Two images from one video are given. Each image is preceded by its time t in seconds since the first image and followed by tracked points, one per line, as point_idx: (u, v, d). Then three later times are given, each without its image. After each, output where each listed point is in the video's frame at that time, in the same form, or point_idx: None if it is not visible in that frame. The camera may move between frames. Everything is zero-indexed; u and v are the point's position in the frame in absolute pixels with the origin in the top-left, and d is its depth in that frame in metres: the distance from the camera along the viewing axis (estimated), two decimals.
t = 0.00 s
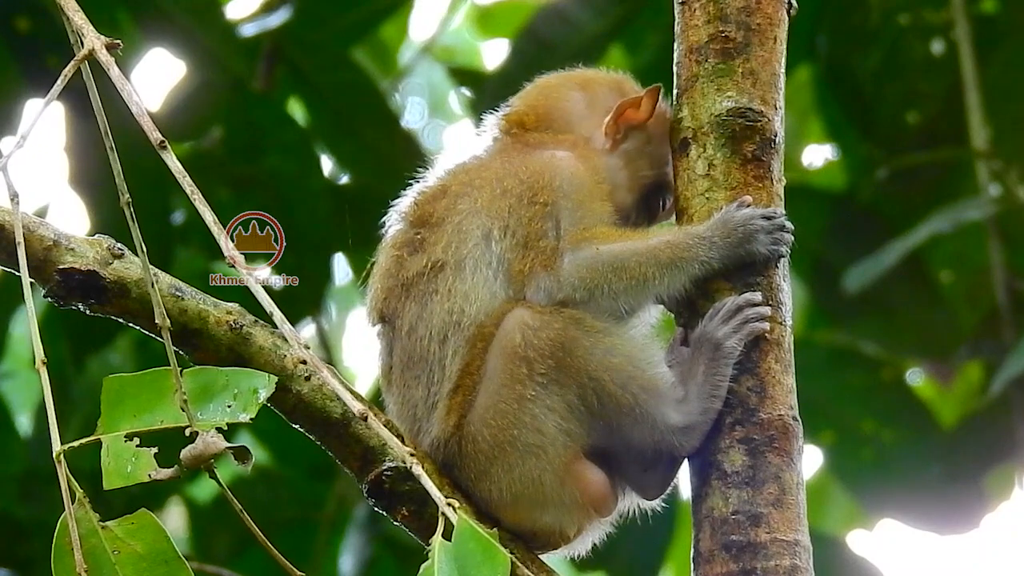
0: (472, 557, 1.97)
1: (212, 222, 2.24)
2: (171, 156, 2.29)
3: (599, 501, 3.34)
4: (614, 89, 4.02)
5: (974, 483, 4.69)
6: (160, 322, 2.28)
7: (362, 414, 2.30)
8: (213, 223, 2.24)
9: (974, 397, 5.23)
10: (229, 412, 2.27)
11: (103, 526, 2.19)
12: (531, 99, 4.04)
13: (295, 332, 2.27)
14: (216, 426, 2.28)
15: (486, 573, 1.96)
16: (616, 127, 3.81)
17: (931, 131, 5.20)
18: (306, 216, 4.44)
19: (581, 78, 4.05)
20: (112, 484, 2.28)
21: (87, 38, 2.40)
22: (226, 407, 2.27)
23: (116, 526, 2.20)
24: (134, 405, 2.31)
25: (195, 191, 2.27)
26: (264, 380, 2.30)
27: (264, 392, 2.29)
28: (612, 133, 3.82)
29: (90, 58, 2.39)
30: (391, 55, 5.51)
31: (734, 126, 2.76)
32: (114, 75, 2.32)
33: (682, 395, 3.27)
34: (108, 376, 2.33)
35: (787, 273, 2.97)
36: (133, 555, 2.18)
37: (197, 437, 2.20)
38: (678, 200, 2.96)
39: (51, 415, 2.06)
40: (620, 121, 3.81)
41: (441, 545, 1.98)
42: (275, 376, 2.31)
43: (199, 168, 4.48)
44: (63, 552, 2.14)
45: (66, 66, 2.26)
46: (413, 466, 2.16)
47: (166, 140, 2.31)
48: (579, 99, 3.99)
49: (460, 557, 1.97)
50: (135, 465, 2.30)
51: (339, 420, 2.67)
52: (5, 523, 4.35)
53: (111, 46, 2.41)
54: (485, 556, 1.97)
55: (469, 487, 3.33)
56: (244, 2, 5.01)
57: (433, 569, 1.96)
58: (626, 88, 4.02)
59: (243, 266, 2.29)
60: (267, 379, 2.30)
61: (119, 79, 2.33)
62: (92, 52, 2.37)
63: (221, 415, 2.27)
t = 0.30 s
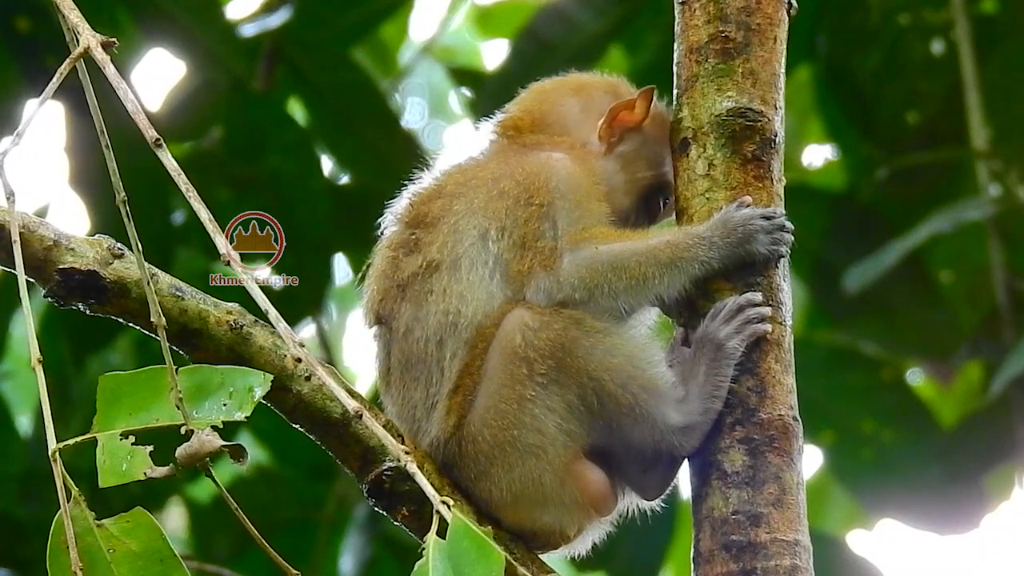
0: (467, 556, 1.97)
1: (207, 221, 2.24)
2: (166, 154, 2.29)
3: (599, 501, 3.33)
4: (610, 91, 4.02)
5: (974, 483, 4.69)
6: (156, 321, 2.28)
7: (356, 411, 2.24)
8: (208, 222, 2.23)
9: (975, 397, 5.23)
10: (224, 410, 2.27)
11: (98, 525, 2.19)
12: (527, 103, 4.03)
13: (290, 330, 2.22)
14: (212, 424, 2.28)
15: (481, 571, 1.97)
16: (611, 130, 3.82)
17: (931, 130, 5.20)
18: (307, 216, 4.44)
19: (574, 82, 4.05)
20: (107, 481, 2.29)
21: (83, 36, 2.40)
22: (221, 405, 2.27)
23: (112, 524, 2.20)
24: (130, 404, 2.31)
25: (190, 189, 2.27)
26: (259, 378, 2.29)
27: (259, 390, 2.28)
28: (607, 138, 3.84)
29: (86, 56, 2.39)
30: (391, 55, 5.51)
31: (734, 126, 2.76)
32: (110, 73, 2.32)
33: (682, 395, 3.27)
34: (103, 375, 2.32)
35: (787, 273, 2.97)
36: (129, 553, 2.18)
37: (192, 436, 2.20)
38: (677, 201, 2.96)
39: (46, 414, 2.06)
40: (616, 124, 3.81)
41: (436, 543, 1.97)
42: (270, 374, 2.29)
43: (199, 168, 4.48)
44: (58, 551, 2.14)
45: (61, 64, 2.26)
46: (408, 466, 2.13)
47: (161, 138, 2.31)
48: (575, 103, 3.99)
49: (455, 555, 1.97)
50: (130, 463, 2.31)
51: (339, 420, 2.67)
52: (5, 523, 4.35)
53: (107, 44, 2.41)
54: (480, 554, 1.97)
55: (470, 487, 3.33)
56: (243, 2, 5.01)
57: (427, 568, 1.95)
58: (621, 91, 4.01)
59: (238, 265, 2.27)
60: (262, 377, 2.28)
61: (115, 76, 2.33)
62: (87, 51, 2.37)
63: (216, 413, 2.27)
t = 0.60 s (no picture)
0: (463, 553, 1.97)
1: (205, 219, 2.23)
2: (164, 153, 2.29)
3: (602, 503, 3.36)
4: (604, 102, 4.04)
5: (974, 483, 4.68)
6: (154, 319, 2.28)
7: (354, 409, 2.24)
8: (206, 220, 2.23)
9: (975, 397, 5.23)
10: (221, 409, 2.27)
11: (95, 523, 2.19)
12: (525, 111, 4.04)
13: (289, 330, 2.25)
14: (209, 423, 2.28)
15: (478, 569, 1.97)
16: (608, 141, 3.83)
17: (931, 130, 5.20)
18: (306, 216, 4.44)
19: (574, 91, 4.08)
20: (104, 479, 2.26)
21: (80, 34, 2.39)
22: (218, 404, 2.28)
23: (109, 523, 2.20)
24: (127, 401, 2.31)
25: (188, 187, 2.27)
26: (256, 377, 2.30)
27: (256, 388, 2.29)
28: (604, 148, 3.85)
29: (83, 55, 2.38)
30: (391, 55, 5.51)
31: (734, 126, 2.76)
32: (107, 70, 2.32)
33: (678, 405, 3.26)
34: (101, 374, 2.33)
35: (787, 273, 2.93)
36: (126, 551, 2.18)
37: (190, 433, 2.19)
38: (678, 200, 2.98)
39: (44, 412, 2.06)
40: (613, 134, 3.82)
41: (433, 541, 1.97)
42: (268, 373, 2.31)
43: (199, 168, 4.48)
44: (56, 549, 2.14)
45: (59, 62, 2.25)
46: (406, 463, 2.13)
47: (158, 136, 2.30)
48: (571, 113, 3.99)
49: (451, 552, 1.97)
50: (128, 461, 2.29)
51: (339, 420, 2.67)
52: (5, 523, 4.36)
53: (105, 41, 2.41)
54: (477, 552, 1.97)
55: (470, 487, 3.33)
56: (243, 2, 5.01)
57: (425, 566, 1.95)
58: (617, 101, 4.06)
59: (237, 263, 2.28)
60: (259, 376, 2.30)
61: (111, 74, 2.32)
62: (85, 49, 2.36)
63: (214, 411, 2.27)
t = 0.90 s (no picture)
0: (463, 553, 1.97)
1: (205, 219, 2.23)
2: (164, 152, 2.29)
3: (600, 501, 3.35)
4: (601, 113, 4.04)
5: (974, 483, 4.68)
6: (154, 319, 2.28)
7: (354, 409, 2.24)
8: (206, 220, 2.23)
9: (975, 397, 5.23)
10: (221, 408, 2.27)
11: (96, 523, 2.19)
12: (523, 124, 4.00)
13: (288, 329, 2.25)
14: (209, 422, 2.28)
15: (477, 569, 1.96)
16: (610, 149, 3.87)
17: (930, 131, 5.21)
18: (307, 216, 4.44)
19: (569, 108, 4.05)
20: (105, 479, 2.27)
21: (80, 34, 2.39)
22: (218, 403, 2.28)
23: (109, 522, 2.20)
24: (127, 401, 2.31)
25: (188, 186, 2.27)
26: (256, 376, 2.30)
27: (256, 388, 2.29)
28: (609, 159, 3.87)
29: (83, 54, 2.38)
30: (392, 55, 5.51)
31: (734, 126, 2.76)
32: (106, 70, 2.31)
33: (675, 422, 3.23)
34: (101, 373, 2.33)
35: (787, 274, 2.90)
36: (126, 551, 2.18)
37: (190, 432, 2.18)
38: (678, 201, 2.99)
39: (44, 412, 2.05)
40: (614, 141, 3.87)
41: (434, 541, 1.97)
42: (267, 372, 2.31)
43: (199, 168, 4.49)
44: (55, 549, 2.14)
45: (58, 62, 2.25)
46: (407, 463, 2.13)
47: (158, 136, 2.31)
48: (572, 127, 3.97)
49: (451, 552, 1.97)
50: (128, 461, 2.29)
51: (339, 420, 2.67)
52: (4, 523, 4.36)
53: (105, 41, 2.41)
54: (477, 552, 1.97)
55: (468, 487, 3.34)
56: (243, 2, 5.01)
57: (425, 566, 1.95)
58: (612, 111, 4.06)
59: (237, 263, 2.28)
60: (259, 376, 2.30)
61: (111, 74, 2.32)
62: (85, 48, 2.36)
63: (214, 411, 2.27)
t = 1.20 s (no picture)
0: (467, 554, 1.97)
1: (209, 220, 2.24)
2: (167, 153, 2.30)
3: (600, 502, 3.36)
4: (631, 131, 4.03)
5: (974, 483, 4.68)
6: (157, 320, 2.28)
7: (356, 410, 2.27)
8: (209, 221, 2.24)
9: (974, 397, 5.23)
10: (225, 409, 2.27)
11: (99, 524, 2.19)
12: (553, 134, 4.03)
13: (291, 330, 2.26)
14: (212, 423, 2.29)
15: (482, 570, 1.96)
16: (638, 165, 3.79)
17: (931, 131, 5.21)
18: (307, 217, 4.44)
19: (596, 124, 4.05)
20: (108, 480, 2.27)
21: (83, 35, 2.40)
22: (222, 405, 2.28)
23: (112, 523, 2.20)
24: (131, 402, 2.31)
25: (191, 187, 2.27)
26: (259, 377, 2.30)
27: (259, 389, 2.29)
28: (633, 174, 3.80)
29: (86, 56, 2.38)
30: (391, 55, 5.51)
31: (734, 126, 2.76)
32: (110, 72, 2.32)
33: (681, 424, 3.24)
34: (104, 374, 2.33)
35: (787, 273, 2.91)
36: (129, 552, 2.18)
37: (193, 434, 2.19)
38: (678, 201, 2.95)
39: (47, 413, 2.05)
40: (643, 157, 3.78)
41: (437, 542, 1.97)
42: (271, 373, 2.31)
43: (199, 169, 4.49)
44: (59, 551, 2.14)
45: (62, 63, 2.25)
46: (410, 465, 2.14)
47: (162, 137, 2.32)
48: (598, 141, 3.97)
49: (455, 553, 1.97)
50: (131, 462, 2.29)
51: (339, 420, 2.67)
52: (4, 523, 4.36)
53: (108, 43, 2.41)
54: (480, 552, 1.97)
55: (471, 489, 3.34)
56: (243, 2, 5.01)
57: (429, 566, 1.95)
58: (637, 129, 4.05)
59: (239, 264, 2.29)
60: (262, 376, 2.30)
61: (115, 75, 2.33)
62: (88, 50, 2.36)
63: (217, 412, 2.27)
